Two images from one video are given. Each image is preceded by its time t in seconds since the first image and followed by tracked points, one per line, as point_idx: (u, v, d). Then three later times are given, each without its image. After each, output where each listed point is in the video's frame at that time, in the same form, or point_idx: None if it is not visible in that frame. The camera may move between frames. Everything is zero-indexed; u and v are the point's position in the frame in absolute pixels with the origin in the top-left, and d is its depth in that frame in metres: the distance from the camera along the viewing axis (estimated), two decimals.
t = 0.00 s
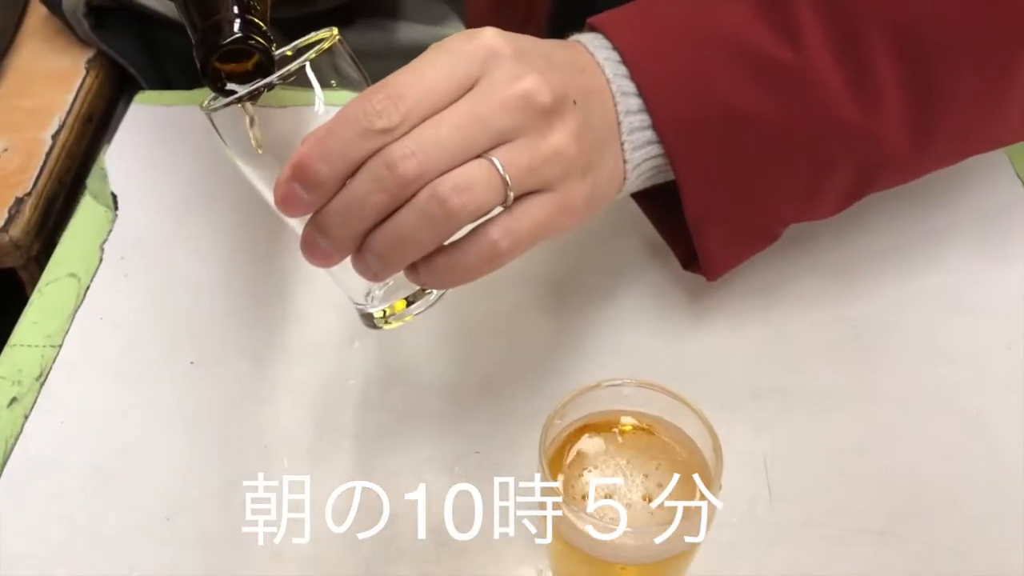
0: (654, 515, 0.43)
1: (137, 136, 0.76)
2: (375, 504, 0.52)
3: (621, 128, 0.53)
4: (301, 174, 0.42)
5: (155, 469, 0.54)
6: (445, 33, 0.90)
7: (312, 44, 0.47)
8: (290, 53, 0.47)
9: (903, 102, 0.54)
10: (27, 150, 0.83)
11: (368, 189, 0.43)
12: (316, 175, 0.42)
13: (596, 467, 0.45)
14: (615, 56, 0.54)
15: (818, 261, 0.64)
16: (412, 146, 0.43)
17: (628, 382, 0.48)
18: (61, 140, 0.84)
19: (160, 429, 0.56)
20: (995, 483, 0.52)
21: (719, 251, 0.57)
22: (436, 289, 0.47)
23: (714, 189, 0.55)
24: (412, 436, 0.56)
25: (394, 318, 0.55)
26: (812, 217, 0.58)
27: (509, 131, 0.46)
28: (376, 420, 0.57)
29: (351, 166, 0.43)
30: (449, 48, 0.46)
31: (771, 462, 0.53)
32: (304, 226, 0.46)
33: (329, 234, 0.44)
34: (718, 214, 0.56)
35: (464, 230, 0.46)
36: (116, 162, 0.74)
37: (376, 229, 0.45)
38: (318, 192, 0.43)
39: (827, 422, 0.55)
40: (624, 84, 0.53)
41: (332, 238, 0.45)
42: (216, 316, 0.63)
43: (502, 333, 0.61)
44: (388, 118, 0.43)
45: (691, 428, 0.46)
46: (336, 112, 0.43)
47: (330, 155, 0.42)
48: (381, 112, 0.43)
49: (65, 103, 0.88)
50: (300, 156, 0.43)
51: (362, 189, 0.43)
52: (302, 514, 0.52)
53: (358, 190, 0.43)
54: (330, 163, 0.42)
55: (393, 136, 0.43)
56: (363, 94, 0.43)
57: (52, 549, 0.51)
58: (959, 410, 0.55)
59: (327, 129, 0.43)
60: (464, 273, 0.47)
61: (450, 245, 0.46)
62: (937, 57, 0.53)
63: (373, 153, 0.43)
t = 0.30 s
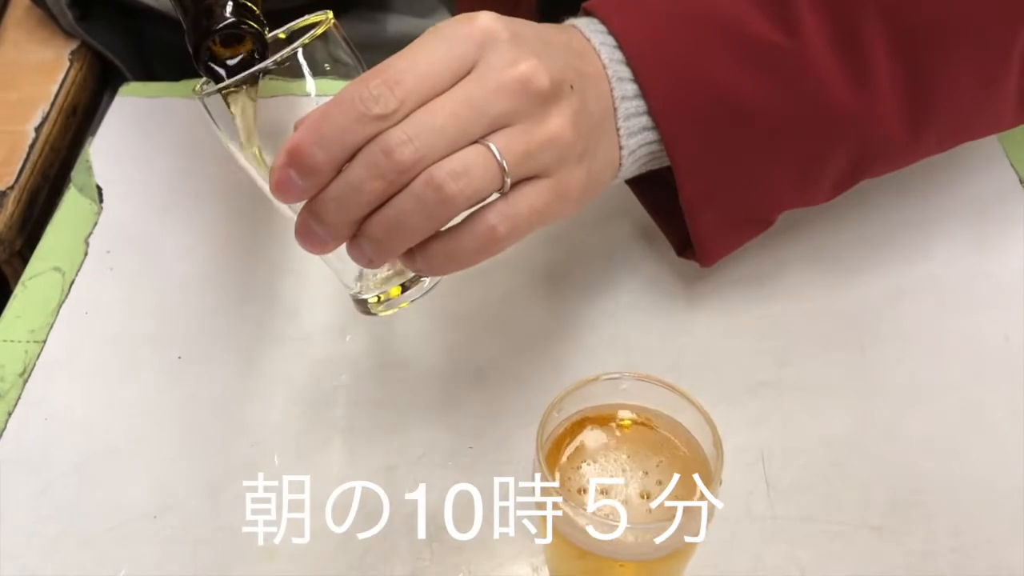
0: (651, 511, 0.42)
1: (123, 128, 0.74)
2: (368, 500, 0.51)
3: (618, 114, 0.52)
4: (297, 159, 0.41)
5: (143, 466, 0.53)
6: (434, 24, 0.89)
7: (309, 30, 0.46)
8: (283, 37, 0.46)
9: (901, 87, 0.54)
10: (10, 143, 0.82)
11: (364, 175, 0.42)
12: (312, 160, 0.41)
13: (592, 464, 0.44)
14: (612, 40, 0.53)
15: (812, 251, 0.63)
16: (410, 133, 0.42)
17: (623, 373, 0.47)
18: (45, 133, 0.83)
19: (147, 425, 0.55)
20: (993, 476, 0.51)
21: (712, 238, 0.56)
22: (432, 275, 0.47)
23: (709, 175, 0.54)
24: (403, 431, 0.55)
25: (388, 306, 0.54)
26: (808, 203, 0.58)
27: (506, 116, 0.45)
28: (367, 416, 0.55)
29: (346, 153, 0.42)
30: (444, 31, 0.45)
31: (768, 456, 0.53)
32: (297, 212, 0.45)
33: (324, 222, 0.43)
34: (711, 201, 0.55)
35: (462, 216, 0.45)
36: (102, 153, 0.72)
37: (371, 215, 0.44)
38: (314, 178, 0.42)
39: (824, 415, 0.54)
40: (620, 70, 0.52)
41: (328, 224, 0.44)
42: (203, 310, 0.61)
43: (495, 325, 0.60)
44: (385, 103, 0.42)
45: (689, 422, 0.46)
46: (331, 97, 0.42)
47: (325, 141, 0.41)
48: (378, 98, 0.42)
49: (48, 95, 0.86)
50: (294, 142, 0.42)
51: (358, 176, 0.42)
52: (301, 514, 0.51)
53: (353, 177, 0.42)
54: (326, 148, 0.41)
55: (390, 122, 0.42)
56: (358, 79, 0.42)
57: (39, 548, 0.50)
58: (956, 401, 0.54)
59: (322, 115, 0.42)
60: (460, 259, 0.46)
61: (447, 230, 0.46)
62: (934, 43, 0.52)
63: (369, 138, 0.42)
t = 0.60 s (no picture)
0: (649, 523, 0.42)
1: (112, 125, 0.73)
2: (363, 506, 0.50)
3: (619, 114, 0.51)
4: (297, 158, 0.40)
5: (133, 472, 0.52)
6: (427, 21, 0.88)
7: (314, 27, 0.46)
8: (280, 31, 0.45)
9: (903, 87, 0.53)
10: None
11: (366, 176, 0.41)
12: (311, 160, 0.40)
13: (590, 475, 0.44)
14: (614, 38, 0.52)
15: (811, 251, 0.62)
16: (412, 133, 0.41)
17: (624, 379, 0.46)
18: (31, 131, 0.82)
19: (136, 430, 0.54)
20: (995, 480, 0.50)
21: (712, 238, 0.55)
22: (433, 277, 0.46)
23: (710, 176, 0.53)
24: (399, 435, 0.54)
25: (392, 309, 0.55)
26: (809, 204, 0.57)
27: (510, 115, 0.44)
28: (360, 419, 0.54)
29: (348, 153, 0.41)
30: (446, 29, 0.44)
31: (768, 459, 0.52)
32: (295, 213, 0.44)
33: (324, 222, 0.42)
34: (711, 200, 0.54)
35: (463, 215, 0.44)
36: (90, 152, 0.71)
37: (372, 216, 0.43)
38: (314, 178, 0.41)
39: (824, 417, 0.54)
40: (622, 69, 0.52)
41: (328, 225, 0.42)
42: (194, 311, 0.60)
43: (492, 328, 0.59)
44: (387, 103, 0.41)
45: (690, 428, 0.45)
46: (332, 96, 0.41)
47: (326, 140, 0.40)
48: (380, 96, 0.41)
49: (34, 92, 0.85)
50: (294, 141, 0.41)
51: (359, 176, 0.41)
52: (294, 520, 0.50)
53: (355, 177, 0.41)
54: (326, 148, 0.40)
55: (392, 121, 0.41)
56: (360, 78, 0.41)
57: (26, 557, 0.49)
58: (957, 404, 0.54)
59: (323, 114, 0.41)
60: (461, 260, 0.45)
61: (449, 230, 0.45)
62: (936, 41, 0.51)
63: (371, 138, 0.41)
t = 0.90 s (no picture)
0: (649, 538, 0.42)
1: (110, 133, 0.73)
2: (364, 516, 0.50)
3: (624, 127, 0.51)
4: (308, 171, 0.40)
5: (133, 482, 0.52)
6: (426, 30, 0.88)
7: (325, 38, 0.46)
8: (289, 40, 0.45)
9: (905, 100, 0.53)
10: None
11: (377, 190, 0.41)
12: (322, 173, 0.40)
13: (593, 489, 0.44)
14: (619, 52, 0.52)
15: (810, 261, 0.62)
16: (425, 149, 0.41)
17: (628, 393, 0.46)
18: (29, 138, 0.81)
19: (136, 439, 0.54)
20: (994, 489, 0.50)
21: (715, 250, 0.55)
22: (439, 288, 0.46)
23: (714, 188, 0.53)
24: (401, 445, 0.53)
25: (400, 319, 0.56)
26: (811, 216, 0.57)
27: (520, 129, 0.44)
28: (360, 429, 0.54)
29: (359, 166, 0.41)
30: (456, 43, 0.44)
31: (769, 469, 0.52)
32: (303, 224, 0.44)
33: (333, 235, 0.42)
34: (714, 213, 0.54)
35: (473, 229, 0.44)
36: (89, 159, 0.71)
37: (381, 229, 0.43)
38: (325, 192, 0.41)
39: (823, 427, 0.54)
40: (628, 82, 0.52)
41: (337, 238, 0.42)
42: (195, 320, 0.60)
43: (494, 338, 0.59)
44: (400, 118, 0.41)
45: (693, 441, 0.45)
46: (344, 110, 0.41)
47: (339, 155, 0.40)
48: (393, 112, 0.41)
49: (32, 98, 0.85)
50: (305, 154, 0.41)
51: (370, 190, 0.41)
52: (295, 530, 0.50)
53: (366, 191, 0.41)
54: (337, 162, 0.40)
55: (404, 136, 0.41)
56: (372, 91, 0.41)
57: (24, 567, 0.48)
58: (954, 413, 0.54)
59: (335, 128, 0.40)
60: (469, 271, 0.45)
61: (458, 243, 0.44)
62: (938, 55, 0.51)
63: (382, 152, 0.41)
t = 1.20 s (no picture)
0: (651, 555, 0.41)
1: (112, 140, 0.73)
2: (366, 527, 0.50)
3: (631, 136, 0.51)
4: (320, 181, 0.40)
5: (133, 492, 0.51)
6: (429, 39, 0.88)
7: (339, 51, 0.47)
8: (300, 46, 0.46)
9: (913, 111, 0.53)
10: None
11: (389, 201, 0.41)
12: (336, 184, 0.40)
13: (597, 503, 0.43)
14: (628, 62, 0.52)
15: (813, 271, 0.62)
16: (436, 161, 0.41)
17: (635, 406, 0.46)
18: (30, 146, 0.81)
19: (136, 450, 0.53)
20: (1000, 502, 0.50)
21: (721, 260, 0.55)
22: (446, 295, 0.45)
23: (720, 197, 0.53)
24: (404, 455, 0.53)
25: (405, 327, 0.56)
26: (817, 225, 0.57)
27: (532, 140, 0.43)
28: (361, 440, 0.54)
29: (372, 177, 0.40)
30: (468, 54, 0.44)
31: (774, 482, 0.51)
32: (313, 232, 0.44)
33: (344, 243, 0.42)
34: (720, 222, 0.54)
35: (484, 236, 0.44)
36: (90, 168, 0.71)
37: (393, 238, 0.42)
38: (338, 202, 0.40)
39: (827, 439, 0.53)
40: (636, 93, 0.51)
41: (348, 247, 0.42)
42: (196, 329, 0.60)
43: (499, 348, 0.59)
44: (413, 129, 0.40)
45: (701, 455, 0.44)
46: (357, 119, 0.40)
47: (352, 165, 0.40)
48: (406, 122, 0.40)
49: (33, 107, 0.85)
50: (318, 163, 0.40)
51: (382, 201, 0.41)
52: (296, 541, 0.49)
53: (378, 202, 0.41)
54: (351, 173, 0.40)
55: (416, 147, 0.40)
56: (385, 102, 0.40)
57: None
58: (959, 425, 0.53)
59: (348, 137, 0.40)
60: (478, 279, 0.45)
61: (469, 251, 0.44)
62: (946, 67, 0.51)
63: (395, 163, 0.41)
